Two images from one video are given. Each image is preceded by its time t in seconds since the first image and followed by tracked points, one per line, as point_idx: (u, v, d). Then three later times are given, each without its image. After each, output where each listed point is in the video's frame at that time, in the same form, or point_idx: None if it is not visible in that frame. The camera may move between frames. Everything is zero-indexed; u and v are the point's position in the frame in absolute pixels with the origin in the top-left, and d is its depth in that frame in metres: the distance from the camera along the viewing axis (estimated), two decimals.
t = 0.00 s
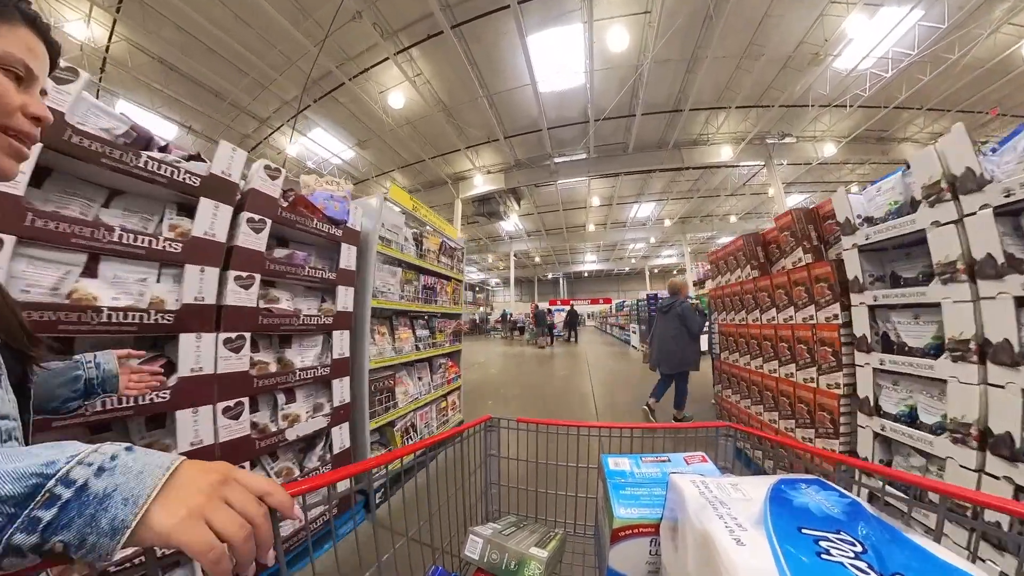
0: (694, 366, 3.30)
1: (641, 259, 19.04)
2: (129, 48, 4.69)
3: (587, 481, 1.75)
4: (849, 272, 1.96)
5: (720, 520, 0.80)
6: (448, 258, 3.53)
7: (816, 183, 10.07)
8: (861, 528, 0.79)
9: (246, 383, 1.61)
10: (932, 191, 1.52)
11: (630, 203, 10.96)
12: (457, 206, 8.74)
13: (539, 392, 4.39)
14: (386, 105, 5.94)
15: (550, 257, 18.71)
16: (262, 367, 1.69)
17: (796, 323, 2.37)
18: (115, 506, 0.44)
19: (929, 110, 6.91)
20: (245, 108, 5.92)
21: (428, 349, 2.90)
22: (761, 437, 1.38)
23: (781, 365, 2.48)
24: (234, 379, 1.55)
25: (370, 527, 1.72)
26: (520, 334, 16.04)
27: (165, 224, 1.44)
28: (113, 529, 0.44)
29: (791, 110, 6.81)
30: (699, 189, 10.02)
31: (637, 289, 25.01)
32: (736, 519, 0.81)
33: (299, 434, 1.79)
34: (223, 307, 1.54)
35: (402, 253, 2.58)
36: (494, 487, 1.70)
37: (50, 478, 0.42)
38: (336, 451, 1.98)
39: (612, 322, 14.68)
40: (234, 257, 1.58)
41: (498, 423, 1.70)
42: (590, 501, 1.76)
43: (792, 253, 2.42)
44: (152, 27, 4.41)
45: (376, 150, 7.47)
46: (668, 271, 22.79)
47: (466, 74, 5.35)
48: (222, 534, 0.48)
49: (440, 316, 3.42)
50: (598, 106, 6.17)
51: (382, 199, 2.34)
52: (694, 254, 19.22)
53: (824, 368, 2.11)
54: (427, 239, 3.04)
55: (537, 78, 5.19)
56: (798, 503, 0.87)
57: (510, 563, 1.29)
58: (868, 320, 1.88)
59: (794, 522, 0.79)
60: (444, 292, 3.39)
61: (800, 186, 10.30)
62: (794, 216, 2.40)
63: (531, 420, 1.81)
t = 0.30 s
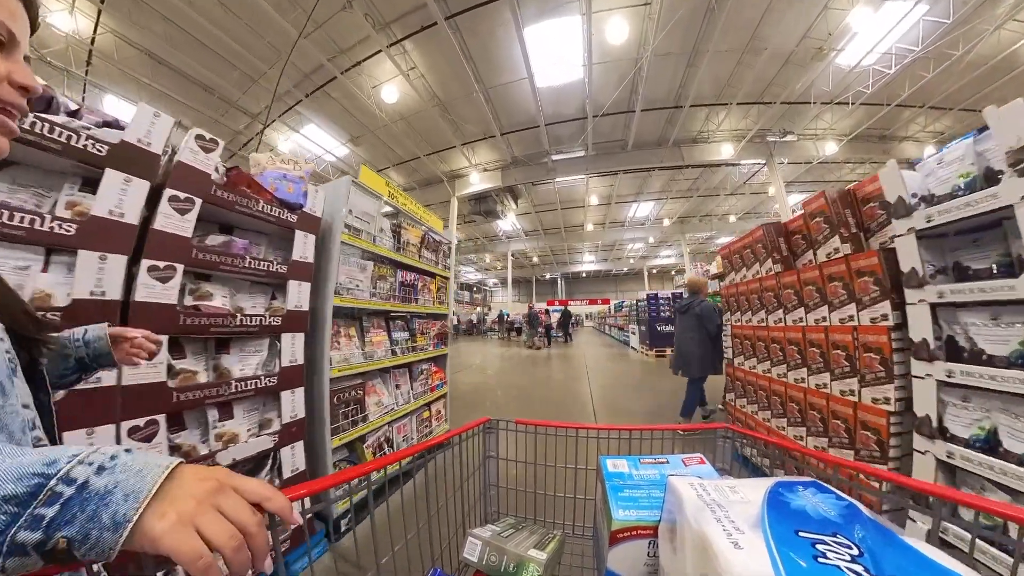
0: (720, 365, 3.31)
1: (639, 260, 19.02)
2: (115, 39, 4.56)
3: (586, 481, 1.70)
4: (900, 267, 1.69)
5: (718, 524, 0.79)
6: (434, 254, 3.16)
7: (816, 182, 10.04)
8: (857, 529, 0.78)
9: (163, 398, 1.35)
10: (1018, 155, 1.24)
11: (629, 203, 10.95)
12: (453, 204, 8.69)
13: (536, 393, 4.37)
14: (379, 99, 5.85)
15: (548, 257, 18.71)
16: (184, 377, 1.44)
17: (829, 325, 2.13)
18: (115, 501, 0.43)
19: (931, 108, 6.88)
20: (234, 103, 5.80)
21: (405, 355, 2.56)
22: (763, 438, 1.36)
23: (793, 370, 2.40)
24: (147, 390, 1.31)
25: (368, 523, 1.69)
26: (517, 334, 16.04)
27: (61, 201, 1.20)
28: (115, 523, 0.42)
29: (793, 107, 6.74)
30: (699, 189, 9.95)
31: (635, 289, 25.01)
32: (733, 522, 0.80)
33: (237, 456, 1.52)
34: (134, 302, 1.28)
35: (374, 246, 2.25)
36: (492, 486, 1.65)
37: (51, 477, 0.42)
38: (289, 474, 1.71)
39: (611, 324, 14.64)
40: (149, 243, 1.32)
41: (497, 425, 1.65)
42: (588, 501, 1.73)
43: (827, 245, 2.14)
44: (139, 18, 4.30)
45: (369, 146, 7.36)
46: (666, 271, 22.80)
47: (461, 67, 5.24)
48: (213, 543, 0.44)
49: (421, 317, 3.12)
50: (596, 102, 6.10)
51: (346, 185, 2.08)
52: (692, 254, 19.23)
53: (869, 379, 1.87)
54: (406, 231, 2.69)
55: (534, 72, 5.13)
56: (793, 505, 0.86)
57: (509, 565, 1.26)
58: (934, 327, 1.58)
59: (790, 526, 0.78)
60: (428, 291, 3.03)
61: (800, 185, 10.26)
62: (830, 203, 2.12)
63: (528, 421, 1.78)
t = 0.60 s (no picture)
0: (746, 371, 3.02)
1: (638, 260, 18.97)
2: (101, 32, 4.46)
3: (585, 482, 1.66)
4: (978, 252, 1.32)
5: (720, 521, 0.78)
6: (424, 251, 2.68)
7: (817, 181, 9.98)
8: (856, 527, 0.78)
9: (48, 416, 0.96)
10: None
11: (628, 202, 10.90)
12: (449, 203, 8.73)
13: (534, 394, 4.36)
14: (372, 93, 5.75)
15: (546, 256, 18.65)
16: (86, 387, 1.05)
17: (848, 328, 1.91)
18: (111, 497, 0.46)
19: (933, 107, 6.84)
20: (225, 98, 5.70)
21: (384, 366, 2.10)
22: (768, 441, 1.31)
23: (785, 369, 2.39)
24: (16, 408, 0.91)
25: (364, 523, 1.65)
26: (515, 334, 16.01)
27: None
28: (112, 519, 0.45)
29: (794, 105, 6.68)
30: (699, 188, 9.89)
31: (634, 289, 24.97)
32: (734, 520, 0.79)
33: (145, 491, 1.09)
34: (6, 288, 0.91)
35: (342, 233, 1.80)
36: (492, 488, 1.60)
37: (49, 474, 0.46)
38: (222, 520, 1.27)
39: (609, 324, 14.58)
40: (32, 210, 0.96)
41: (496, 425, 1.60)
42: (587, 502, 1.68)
43: (871, 230, 1.77)
44: (126, 10, 4.21)
45: (362, 142, 7.23)
46: (665, 271, 22.78)
47: (456, 58, 5.12)
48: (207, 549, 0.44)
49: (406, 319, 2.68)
50: (595, 96, 6.01)
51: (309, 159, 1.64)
52: (693, 254, 19.19)
53: (929, 393, 1.50)
54: (384, 219, 2.22)
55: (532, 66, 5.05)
56: (790, 502, 0.86)
57: (509, 565, 1.23)
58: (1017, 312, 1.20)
59: (789, 522, 0.78)
60: (415, 291, 2.53)
61: (800, 184, 10.21)
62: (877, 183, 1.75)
63: (529, 421, 1.74)
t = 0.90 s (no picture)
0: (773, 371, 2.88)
1: (636, 260, 18.94)
2: (86, 23, 4.34)
3: (584, 481, 1.63)
4: None
5: (720, 515, 0.78)
6: (406, 244, 2.39)
7: (817, 179, 9.94)
8: (853, 518, 0.78)
9: None
10: None
11: (626, 200, 10.84)
12: (445, 200, 8.64)
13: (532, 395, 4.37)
14: (365, 88, 5.66)
15: (544, 256, 18.63)
16: None
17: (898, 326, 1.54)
18: (111, 489, 0.45)
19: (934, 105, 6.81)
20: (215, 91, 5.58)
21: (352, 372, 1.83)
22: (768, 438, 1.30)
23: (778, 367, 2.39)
24: None
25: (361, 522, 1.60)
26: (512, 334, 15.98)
27: None
28: (111, 510, 0.43)
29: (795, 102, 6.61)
30: (699, 186, 9.83)
31: (632, 289, 24.96)
32: (733, 513, 0.79)
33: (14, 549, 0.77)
34: None
35: (297, 216, 1.53)
36: (491, 486, 1.57)
37: (45, 466, 0.43)
38: None
39: (608, 324, 14.50)
40: None
41: (497, 423, 1.57)
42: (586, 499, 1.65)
43: (899, 217, 1.55)
44: None
45: (356, 138, 7.11)
46: (663, 272, 22.81)
47: (452, 51, 5.03)
48: (208, 543, 0.44)
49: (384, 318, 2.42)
50: (594, 91, 5.92)
51: (261, 130, 1.37)
52: (691, 255, 19.19)
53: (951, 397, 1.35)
54: (354, 203, 1.93)
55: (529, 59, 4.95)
56: (788, 494, 0.86)
57: (509, 564, 1.20)
58: None
59: (791, 515, 0.77)
60: (392, 286, 2.23)
61: (800, 184, 10.16)
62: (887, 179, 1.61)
63: (529, 420, 1.67)
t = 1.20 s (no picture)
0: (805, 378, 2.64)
1: (635, 261, 18.90)
2: (72, 15, 4.24)
3: (580, 485, 1.63)
4: None
5: (711, 522, 0.78)
6: (386, 236, 2.08)
7: (817, 178, 9.90)
8: (847, 525, 0.77)
9: None
10: None
11: (625, 199, 10.79)
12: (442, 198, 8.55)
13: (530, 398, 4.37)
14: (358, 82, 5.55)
15: (542, 256, 18.59)
16: None
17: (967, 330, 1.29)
18: (102, 510, 0.42)
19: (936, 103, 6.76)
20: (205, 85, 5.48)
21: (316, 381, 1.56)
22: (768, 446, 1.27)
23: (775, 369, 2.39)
24: None
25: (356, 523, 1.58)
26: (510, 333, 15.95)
27: None
28: (103, 531, 0.41)
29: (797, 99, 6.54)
30: (698, 185, 9.78)
31: (630, 289, 24.92)
32: (728, 521, 0.78)
33: None
34: None
35: (244, 199, 1.26)
36: (487, 490, 1.55)
37: (36, 484, 0.41)
38: None
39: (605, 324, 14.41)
40: None
41: (493, 427, 1.55)
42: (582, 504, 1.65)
43: (963, 198, 1.33)
44: None
45: (349, 134, 7.01)
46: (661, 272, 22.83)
47: (447, 44, 4.94)
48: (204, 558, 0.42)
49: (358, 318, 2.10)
50: (592, 86, 5.81)
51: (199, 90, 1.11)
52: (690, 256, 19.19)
53: (928, 397, 1.40)
54: (319, 186, 1.66)
55: (526, 51, 4.85)
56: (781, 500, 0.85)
57: (504, 569, 1.19)
58: None
59: (782, 523, 0.77)
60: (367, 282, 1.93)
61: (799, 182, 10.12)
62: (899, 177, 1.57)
63: (523, 424, 1.67)
